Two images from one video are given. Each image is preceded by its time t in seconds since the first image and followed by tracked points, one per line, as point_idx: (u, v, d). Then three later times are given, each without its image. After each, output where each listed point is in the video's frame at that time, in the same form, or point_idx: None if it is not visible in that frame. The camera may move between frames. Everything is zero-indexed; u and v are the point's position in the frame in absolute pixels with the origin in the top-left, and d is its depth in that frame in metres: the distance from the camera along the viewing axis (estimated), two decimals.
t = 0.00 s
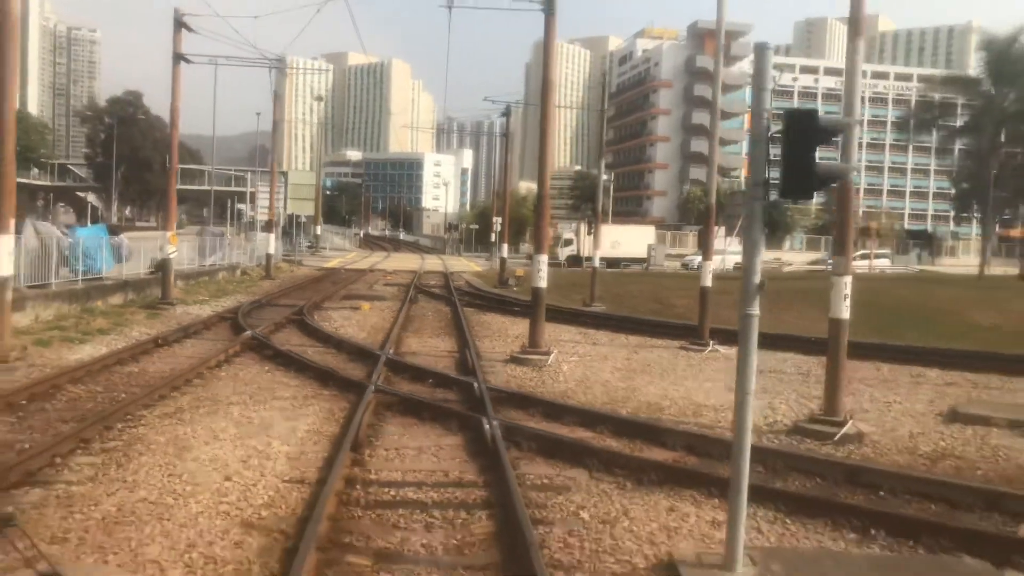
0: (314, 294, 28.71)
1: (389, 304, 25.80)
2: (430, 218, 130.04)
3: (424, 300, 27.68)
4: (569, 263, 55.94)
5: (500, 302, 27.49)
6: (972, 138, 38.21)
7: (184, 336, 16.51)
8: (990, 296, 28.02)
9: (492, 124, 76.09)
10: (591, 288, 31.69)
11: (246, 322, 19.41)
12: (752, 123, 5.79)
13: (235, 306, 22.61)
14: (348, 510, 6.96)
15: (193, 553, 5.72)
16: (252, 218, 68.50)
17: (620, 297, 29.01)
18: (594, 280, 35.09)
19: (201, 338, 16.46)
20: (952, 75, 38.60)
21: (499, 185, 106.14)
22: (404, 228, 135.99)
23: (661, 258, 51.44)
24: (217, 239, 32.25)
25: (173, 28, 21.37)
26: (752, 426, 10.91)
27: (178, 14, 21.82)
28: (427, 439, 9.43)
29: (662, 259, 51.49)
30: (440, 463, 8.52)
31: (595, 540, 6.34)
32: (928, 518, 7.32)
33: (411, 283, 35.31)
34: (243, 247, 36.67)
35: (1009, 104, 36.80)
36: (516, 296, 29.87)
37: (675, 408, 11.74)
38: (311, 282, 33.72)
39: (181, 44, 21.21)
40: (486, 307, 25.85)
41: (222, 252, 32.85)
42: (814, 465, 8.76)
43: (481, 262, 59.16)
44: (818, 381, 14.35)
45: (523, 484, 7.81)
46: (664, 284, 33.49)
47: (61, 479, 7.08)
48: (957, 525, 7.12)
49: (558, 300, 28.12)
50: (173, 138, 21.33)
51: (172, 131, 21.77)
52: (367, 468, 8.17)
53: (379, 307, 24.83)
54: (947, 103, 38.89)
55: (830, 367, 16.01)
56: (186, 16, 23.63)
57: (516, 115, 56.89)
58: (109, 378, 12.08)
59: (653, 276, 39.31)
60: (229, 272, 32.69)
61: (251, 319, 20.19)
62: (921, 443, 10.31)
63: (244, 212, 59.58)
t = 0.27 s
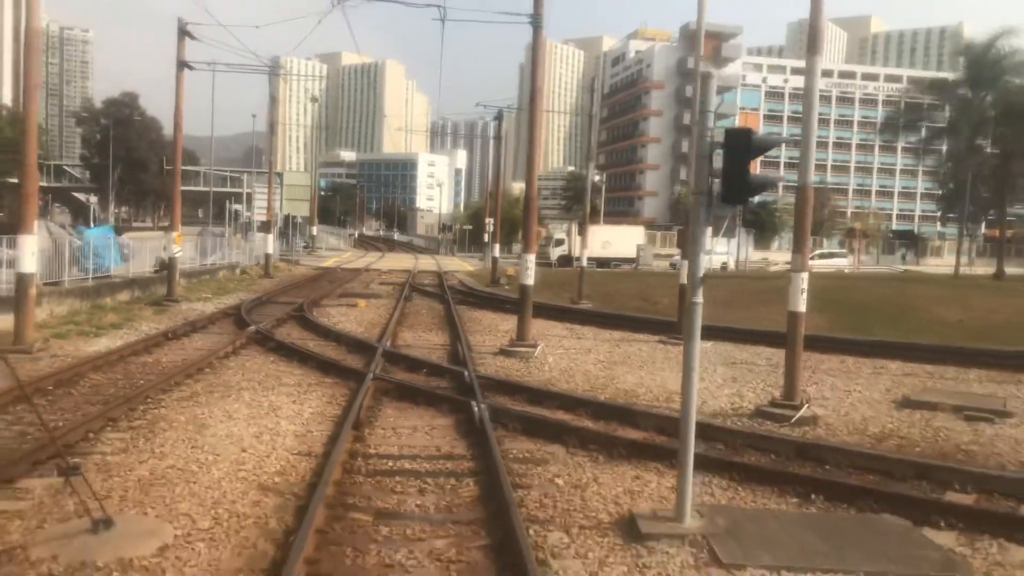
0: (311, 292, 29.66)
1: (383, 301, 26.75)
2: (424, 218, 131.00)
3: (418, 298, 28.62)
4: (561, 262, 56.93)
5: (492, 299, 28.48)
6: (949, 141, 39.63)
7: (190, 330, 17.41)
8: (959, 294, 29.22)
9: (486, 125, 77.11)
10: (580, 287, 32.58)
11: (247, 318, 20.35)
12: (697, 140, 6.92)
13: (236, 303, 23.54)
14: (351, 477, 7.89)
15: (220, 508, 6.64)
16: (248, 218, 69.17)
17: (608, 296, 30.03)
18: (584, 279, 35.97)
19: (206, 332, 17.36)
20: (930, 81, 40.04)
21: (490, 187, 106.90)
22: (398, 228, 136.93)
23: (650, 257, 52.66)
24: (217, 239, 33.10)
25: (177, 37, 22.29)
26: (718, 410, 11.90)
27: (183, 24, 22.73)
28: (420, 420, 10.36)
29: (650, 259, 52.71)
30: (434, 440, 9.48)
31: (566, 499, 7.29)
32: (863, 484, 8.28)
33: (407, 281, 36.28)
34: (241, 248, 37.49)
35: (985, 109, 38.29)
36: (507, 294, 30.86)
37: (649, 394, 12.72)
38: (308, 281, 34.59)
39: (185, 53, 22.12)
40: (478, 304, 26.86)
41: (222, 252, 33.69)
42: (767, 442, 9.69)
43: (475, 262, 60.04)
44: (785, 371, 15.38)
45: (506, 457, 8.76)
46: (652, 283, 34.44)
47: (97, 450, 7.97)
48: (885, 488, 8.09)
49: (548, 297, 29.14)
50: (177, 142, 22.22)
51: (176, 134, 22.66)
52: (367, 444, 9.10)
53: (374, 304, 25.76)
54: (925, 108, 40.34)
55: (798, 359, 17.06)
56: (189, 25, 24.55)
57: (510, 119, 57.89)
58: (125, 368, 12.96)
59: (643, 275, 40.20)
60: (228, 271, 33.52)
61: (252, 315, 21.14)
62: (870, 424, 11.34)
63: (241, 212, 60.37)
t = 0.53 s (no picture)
0: (308, 290, 30.51)
1: (378, 299, 27.64)
2: (417, 218, 131.74)
3: (412, 296, 29.48)
4: (552, 262, 57.88)
5: (483, 297, 29.39)
6: (927, 144, 40.88)
7: (194, 326, 18.24)
8: (933, 292, 30.31)
9: (479, 127, 78.05)
10: (569, 285, 33.47)
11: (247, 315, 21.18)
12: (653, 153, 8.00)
13: (235, 300, 24.38)
14: (352, 451, 8.78)
15: (238, 474, 7.52)
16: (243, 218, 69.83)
17: (595, 294, 30.98)
18: (573, 278, 36.89)
19: (209, 328, 18.20)
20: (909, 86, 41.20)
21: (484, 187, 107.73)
22: (392, 228, 137.61)
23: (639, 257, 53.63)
24: (215, 239, 33.90)
25: (179, 45, 23.19)
26: (689, 396, 12.83)
27: (184, 32, 23.65)
28: (413, 405, 11.25)
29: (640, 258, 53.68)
30: (426, 422, 10.38)
31: (544, 469, 8.20)
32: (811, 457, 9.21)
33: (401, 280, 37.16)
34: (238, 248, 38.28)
35: (961, 112, 39.59)
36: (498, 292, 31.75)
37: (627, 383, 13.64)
38: (305, 280, 35.41)
39: (187, 60, 23.04)
40: (469, 302, 27.76)
41: (219, 251, 34.49)
42: (728, 422, 10.59)
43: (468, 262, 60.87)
44: (756, 362, 16.35)
45: (491, 435, 9.66)
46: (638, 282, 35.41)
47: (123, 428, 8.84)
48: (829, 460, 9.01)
49: (538, 295, 30.05)
50: (179, 146, 23.06)
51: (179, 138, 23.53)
52: (365, 425, 9.98)
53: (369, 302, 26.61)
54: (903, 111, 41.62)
55: (771, 351, 18.03)
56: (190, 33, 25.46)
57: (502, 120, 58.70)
58: (137, 359, 13.82)
59: (631, 274, 41.13)
60: (225, 271, 34.28)
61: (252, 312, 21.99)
62: (828, 408, 12.31)
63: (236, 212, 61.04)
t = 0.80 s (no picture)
0: (303, 289, 31.28)
1: (372, 297, 28.48)
2: (410, 218, 132.26)
3: (405, 294, 30.29)
4: (543, 261, 58.70)
5: (474, 295, 30.23)
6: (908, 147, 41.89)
7: (196, 322, 19.06)
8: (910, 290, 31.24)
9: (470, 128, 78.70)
10: (558, 283, 34.32)
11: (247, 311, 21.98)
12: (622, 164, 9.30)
13: (234, 298, 25.18)
14: (351, 431, 9.68)
15: (250, 448, 8.44)
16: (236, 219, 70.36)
17: (583, 292, 31.86)
18: (562, 277, 37.73)
19: (212, 324, 19.06)
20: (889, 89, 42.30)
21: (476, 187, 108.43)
22: (384, 229, 138.05)
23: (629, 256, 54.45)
24: (212, 239, 34.63)
25: (179, 52, 24.03)
26: (662, 384, 13.77)
27: (184, 40, 24.51)
28: (408, 392, 12.16)
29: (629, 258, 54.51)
30: (420, 406, 11.28)
31: (524, 445, 9.13)
32: (767, 435, 10.14)
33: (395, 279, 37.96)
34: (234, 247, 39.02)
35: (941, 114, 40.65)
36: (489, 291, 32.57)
37: (606, 372, 14.58)
38: (300, 279, 36.17)
39: (187, 66, 23.88)
40: (461, 299, 28.64)
41: (216, 251, 35.23)
42: (697, 406, 11.51)
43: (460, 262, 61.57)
44: (730, 354, 17.29)
45: (478, 416, 10.59)
46: (625, 281, 36.29)
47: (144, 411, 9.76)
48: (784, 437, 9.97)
49: (527, 294, 30.91)
50: (179, 149, 23.88)
51: (180, 141, 24.35)
52: (363, 409, 10.91)
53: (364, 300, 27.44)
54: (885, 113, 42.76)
55: (746, 345, 18.97)
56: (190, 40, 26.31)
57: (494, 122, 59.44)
58: (146, 352, 14.67)
59: (620, 273, 42.02)
60: (222, 270, 35.03)
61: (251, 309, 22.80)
62: (793, 395, 13.26)
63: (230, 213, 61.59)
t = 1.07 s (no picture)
0: (298, 287, 32.10)
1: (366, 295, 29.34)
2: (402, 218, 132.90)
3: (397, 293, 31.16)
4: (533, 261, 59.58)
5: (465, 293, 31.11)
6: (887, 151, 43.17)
7: (197, 319, 19.87)
8: (887, 289, 32.28)
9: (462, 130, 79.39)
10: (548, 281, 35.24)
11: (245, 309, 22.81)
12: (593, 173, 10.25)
13: (232, 296, 26.00)
14: (348, 414, 10.56)
15: (258, 428, 9.31)
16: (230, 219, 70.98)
17: (571, 290, 32.79)
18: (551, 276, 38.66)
19: (213, 320, 19.87)
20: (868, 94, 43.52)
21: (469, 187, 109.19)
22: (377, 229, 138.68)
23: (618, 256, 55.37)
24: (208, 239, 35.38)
25: (180, 58, 24.83)
26: (639, 375, 14.69)
27: (184, 46, 25.32)
28: (401, 381, 13.05)
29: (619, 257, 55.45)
30: (412, 394, 12.18)
31: (507, 426, 10.05)
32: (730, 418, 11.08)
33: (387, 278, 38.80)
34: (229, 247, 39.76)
35: (918, 119, 41.90)
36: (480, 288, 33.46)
37: (588, 364, 15.50)
38: (294, 278, 36.99)
39: (187, 72, 24.68)
40: (452, 297, 29.52)
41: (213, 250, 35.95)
42: (669, 392, 12.40)
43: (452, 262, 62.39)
44: (707, 348, 18.24)
45: (465, 402, 11.48)
46: (612, 279, 37.25)
47: (158, 396, 10.60)
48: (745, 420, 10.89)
49: (517, 292, 31.81)
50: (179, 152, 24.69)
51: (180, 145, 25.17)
52: (360, 395, 11.80)
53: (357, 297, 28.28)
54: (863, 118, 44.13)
55: (723, 339, 19.96)
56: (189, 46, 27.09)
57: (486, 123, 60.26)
58: (154, 346, 15.51)
59: (607, 272, 43.01)
60: (218, 269, 35.79)
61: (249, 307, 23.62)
62: (759, 384, 14.23)
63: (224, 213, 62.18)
